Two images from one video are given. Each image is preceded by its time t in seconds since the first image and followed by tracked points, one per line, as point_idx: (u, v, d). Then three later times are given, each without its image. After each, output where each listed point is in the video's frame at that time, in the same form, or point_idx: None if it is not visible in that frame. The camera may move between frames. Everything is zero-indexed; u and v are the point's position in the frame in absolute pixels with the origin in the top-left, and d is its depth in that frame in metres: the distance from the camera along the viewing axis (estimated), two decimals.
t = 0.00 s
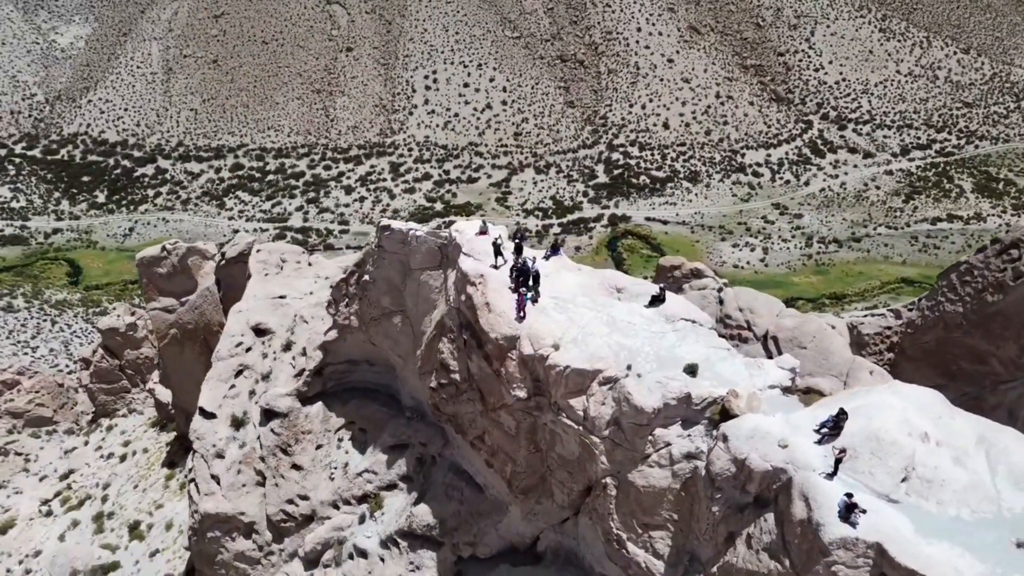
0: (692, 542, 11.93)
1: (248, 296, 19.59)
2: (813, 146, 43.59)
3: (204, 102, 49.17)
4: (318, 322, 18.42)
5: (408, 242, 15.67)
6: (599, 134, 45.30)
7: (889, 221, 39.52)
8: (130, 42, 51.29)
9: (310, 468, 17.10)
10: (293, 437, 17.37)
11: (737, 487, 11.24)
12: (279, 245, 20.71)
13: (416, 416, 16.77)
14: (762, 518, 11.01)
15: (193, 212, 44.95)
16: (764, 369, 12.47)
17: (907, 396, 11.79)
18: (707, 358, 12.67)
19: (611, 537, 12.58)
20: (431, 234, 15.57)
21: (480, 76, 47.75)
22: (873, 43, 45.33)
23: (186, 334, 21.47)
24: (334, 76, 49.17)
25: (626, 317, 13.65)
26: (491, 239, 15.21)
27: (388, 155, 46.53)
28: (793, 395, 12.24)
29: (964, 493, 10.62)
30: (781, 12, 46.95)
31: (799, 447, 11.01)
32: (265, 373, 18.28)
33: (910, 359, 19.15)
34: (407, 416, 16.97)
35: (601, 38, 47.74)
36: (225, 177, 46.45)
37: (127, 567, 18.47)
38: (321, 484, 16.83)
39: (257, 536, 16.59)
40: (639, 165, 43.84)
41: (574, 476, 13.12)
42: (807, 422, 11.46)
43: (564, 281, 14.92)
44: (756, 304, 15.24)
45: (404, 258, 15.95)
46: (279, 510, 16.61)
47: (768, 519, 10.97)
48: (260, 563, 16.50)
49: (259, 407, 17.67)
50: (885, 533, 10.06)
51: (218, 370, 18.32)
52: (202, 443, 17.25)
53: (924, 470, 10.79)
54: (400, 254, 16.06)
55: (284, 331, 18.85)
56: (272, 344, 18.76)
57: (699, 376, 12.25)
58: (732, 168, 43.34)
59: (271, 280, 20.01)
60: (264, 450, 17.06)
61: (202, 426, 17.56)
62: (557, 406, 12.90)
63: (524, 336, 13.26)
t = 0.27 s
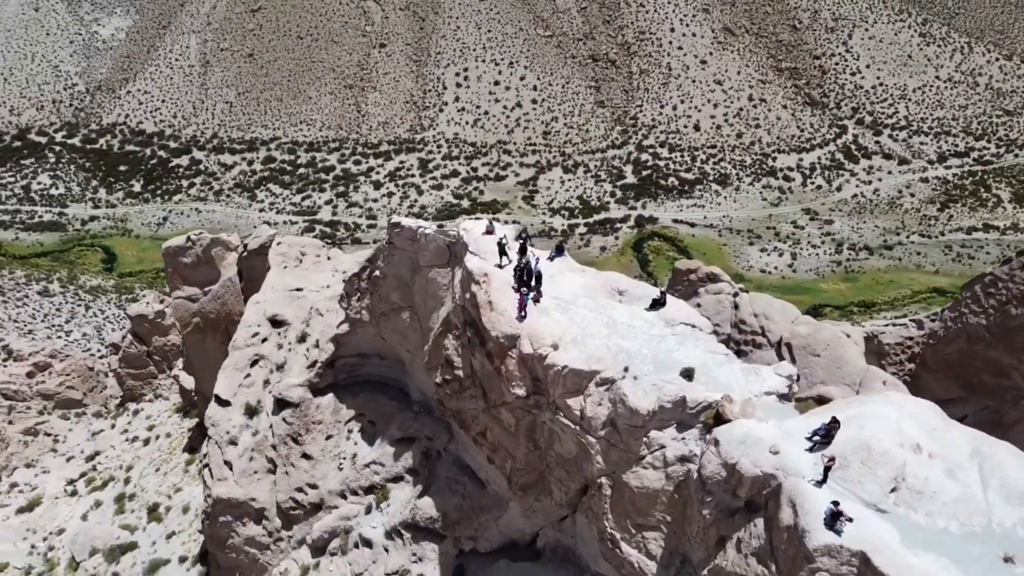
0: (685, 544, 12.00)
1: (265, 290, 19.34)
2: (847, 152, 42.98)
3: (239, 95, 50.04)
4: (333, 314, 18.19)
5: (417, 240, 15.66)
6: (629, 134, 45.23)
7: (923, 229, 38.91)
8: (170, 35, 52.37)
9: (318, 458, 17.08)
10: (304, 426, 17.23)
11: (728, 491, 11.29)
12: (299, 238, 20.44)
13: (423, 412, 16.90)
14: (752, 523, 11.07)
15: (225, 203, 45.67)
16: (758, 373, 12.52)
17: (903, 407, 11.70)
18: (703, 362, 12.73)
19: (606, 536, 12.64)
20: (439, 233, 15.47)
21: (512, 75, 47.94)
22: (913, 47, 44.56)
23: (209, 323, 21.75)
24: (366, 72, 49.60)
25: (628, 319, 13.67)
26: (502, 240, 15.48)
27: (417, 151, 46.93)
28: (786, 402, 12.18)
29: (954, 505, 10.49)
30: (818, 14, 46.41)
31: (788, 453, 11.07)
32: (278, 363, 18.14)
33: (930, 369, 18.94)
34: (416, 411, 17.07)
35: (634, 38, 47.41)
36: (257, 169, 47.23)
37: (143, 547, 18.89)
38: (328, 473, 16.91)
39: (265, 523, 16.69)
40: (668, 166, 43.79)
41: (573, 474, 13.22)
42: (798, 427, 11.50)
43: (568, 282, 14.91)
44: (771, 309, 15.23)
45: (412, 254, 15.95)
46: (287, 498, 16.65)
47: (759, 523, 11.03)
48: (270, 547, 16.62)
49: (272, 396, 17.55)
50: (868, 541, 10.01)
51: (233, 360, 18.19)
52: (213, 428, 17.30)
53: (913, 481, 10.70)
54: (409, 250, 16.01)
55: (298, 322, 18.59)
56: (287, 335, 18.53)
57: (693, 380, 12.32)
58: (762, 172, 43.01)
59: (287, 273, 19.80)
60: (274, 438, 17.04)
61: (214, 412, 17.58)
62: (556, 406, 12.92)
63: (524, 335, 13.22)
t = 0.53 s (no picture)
0: (676, 546, 11.48)
1: (287, 279, 20.01)
2: (886, 159, 42.27)
3: (278, 89, 50.91)
4: (348, 307, 18.48)
5: (426, 237, 15.69)
6: (662, 136, 45.21)
7: (962, 240, 38.14)
8: (212, 28, 53.39)
9: (330, 446, 17.30)
10: (316, 416, 17.50)
11: (717, 495, 10.84)
12: (322, 232, 20.91)
13: (433, 406, 16.82)
14: (740, 527, 10.53)
15: (260, 194, 46.44)
16: (756, 379, 12.11)
17: (895, 417, 10.99)
18: (701, 366, 12.35)
19: (598, 535, 12.22)
20: (449, 231, 15.52)
21: (546, 74, 48.06)
22: (958, 54, 43.76)
23: (233, 312, 22.45)
24: (402, 68, 50.06)
25: (627, 322, 13.37)
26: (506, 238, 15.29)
27: (449, 148, 47.31)
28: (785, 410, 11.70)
29: (942, 521, 9.73)
30: (861, 18, 45.81)
31: (776, 459, 10.60)
32: (295, 354, 18.57)
33: (955, 383, 18.39)
34: (425, 404, 17.04)
35: (670, 39, 47.46)
36: (292, 161, 48.02)
37: (164, 526, 18.55)
38: (338, 461, 17.04)
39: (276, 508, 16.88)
40: (701, 169, 43.48)
41: (569, 472, 12.78)
42: (790, 433, 11.01)
43: (571, 284, 14.70)
44: (787, 318, 15.22)
45: (422, 251, 15.94)
46: (297, 485, 16.90)
47: (746, 528, 10.48)
48: (280, 531, 16.84)
49: (287, 384, 17.91)
50: (846, 550, 9.37)
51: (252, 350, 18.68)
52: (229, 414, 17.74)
53: (899, 493, 10.00)
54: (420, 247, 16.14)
55: (316, 315, 18.98)
56: (304, 327, 18.93)
57: (689, 384, 11.94)
58: (797, 177, 42.40)
59: (307, 264, 20.32)
60: (286, 426, 17.38)
61: (231, 397, 18.10)
62: (552, 403, 12.63)
63: (524, 335, 12.99)
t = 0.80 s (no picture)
0: (668, 547, 11.52)
1: (305, 273, 20.00)
2: (922, 166, 41.68)
3: (311, 83, 51.60)
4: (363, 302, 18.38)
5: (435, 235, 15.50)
6: (692, 138, 45.16)
7: (996, 252, 37.42)
8: (249, 23, 54.27)
9: (339, 437, 17.14)
10: (326, 407, 17.31)
11: (707, 498, 10.94)
12: (342, 227, 21.13)
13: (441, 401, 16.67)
14: (729, 530, 10.70)
15: (290, 187, 47.10)
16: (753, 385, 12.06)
17: (886, 429, 11.43)
18: (697, 369, 12.30)
19: (593, 533, 12.29)
20: (458, 229, 15.48)
21: (577, 73, 48.13)
22: (999, 61, 43.07)
23: (254, 303, 22.89)
24: (434, 65, 50.46)
25: (627, 326, 13.24)
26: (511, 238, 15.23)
27: (478, 146, 47.61)
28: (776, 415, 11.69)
29: (928, 532, 10.17)
30: (900, 23, 45.21)
31: (766, 464, 10.77)
32: (308, 344, 18.50)
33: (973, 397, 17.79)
34: (432, 399, 16.88)
35: (704, 41, 47.11)
36: (323, 156, 48.59)
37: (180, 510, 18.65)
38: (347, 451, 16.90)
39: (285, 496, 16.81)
40: (731, 173, 43.35)
41: (566, 471, 12.82)
42: (782, 439, 11.12)
43: (576, 284, 14.56)
44: (802, 325, 15.26)
45: (431, 248, 15.80)
46: (307, 474, 16.76)
47: (735, 532, 10.66)
48: (288, 519, 16.75)
49: (299, 374, 17.75)
50: (834, 554, 9.70)
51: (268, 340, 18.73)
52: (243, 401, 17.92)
53: (887, 502, 10.39)
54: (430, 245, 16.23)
55: (331, 308, 18.95)
56: (320, 319, 18.83)
57: (684, 387, 11.95)
58: (829, 183, 41.99)
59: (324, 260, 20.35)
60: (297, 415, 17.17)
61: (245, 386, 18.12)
62: (551, 402, 12.61)
63: (524, 334, 13.02)
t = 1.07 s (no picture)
0: (659, 549, 11.30)
1: (321, 267, 19.28)
2: (959, 175, 40.95)
3: (344, 79, 52.20)
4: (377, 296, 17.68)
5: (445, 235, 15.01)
6: (724, 142, 45.00)
7: None
8: (286, 19, 55.09)
9: (349, 430, 16.60)
10: (338, 399, 16.72)
11: (697, 501, 10.76)
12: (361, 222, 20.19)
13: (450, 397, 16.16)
14: (717, 533, 10.46)
15: (321, 182, 47.72)
16: (746, 390, 11.85)
17: (878, 436, 11.09)
18: (693, 373, 12.10)
19: (587, 532, 12.13)
20: (467, 228, 15.02)
21: (608, 75, 48.23)
22: None
23: (276, 294, 23.76)
24: (466, 64, 50.80)
25: (626, 328, 13.06)
26: (516, 239, 14.80)
27: (507, 145, 47.80)
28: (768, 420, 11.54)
29: (914, 544, 9.85)
30: (942, 29, 44.74)
31: (754, 470, 10.51)
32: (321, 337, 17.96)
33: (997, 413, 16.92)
34: (440, 395, 16.36)
35: (739, 44, 47.08)
36: (353, 152, 49.18)
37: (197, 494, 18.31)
38: (358, 443, 16.37)
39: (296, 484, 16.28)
40: (761, 177, 43.01)
41: (563, 469, 12.53)
42: (773, 445, 10.90)
43: (579, 284, 14.30)
44: (816, 333, 15.05)
45: (441, 246, 15.32)
46: (316, 464, 16.28)
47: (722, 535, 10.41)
48: (297, 507, 16.27)
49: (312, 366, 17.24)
50: (816, 563, 9.43)
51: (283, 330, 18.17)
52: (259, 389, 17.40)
53: (872, 512, 10.09)
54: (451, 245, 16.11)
55: (346, 302, 18.27)
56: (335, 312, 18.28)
57: (679, 391, 11.73)
58: (862, 190, 41.48)
59: (342, 254, 19.59)
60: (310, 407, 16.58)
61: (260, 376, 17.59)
62: (549, 401, 12.45)
63: (524, 333, 12.80)
